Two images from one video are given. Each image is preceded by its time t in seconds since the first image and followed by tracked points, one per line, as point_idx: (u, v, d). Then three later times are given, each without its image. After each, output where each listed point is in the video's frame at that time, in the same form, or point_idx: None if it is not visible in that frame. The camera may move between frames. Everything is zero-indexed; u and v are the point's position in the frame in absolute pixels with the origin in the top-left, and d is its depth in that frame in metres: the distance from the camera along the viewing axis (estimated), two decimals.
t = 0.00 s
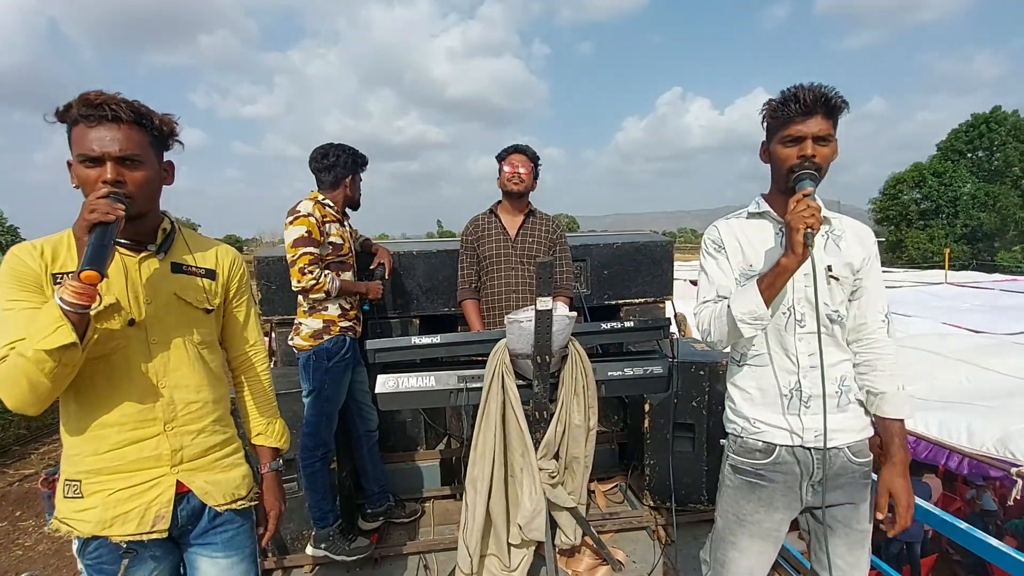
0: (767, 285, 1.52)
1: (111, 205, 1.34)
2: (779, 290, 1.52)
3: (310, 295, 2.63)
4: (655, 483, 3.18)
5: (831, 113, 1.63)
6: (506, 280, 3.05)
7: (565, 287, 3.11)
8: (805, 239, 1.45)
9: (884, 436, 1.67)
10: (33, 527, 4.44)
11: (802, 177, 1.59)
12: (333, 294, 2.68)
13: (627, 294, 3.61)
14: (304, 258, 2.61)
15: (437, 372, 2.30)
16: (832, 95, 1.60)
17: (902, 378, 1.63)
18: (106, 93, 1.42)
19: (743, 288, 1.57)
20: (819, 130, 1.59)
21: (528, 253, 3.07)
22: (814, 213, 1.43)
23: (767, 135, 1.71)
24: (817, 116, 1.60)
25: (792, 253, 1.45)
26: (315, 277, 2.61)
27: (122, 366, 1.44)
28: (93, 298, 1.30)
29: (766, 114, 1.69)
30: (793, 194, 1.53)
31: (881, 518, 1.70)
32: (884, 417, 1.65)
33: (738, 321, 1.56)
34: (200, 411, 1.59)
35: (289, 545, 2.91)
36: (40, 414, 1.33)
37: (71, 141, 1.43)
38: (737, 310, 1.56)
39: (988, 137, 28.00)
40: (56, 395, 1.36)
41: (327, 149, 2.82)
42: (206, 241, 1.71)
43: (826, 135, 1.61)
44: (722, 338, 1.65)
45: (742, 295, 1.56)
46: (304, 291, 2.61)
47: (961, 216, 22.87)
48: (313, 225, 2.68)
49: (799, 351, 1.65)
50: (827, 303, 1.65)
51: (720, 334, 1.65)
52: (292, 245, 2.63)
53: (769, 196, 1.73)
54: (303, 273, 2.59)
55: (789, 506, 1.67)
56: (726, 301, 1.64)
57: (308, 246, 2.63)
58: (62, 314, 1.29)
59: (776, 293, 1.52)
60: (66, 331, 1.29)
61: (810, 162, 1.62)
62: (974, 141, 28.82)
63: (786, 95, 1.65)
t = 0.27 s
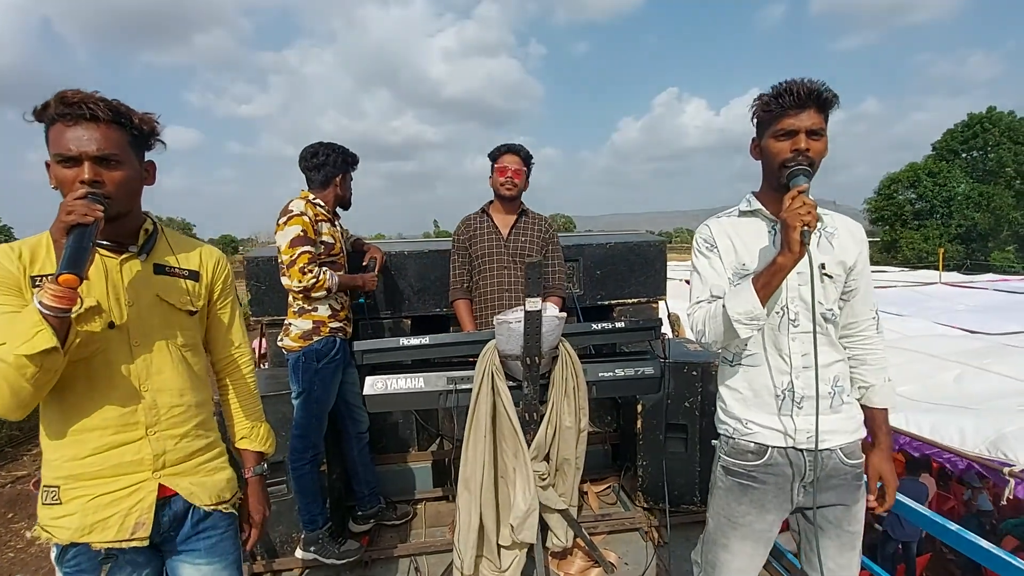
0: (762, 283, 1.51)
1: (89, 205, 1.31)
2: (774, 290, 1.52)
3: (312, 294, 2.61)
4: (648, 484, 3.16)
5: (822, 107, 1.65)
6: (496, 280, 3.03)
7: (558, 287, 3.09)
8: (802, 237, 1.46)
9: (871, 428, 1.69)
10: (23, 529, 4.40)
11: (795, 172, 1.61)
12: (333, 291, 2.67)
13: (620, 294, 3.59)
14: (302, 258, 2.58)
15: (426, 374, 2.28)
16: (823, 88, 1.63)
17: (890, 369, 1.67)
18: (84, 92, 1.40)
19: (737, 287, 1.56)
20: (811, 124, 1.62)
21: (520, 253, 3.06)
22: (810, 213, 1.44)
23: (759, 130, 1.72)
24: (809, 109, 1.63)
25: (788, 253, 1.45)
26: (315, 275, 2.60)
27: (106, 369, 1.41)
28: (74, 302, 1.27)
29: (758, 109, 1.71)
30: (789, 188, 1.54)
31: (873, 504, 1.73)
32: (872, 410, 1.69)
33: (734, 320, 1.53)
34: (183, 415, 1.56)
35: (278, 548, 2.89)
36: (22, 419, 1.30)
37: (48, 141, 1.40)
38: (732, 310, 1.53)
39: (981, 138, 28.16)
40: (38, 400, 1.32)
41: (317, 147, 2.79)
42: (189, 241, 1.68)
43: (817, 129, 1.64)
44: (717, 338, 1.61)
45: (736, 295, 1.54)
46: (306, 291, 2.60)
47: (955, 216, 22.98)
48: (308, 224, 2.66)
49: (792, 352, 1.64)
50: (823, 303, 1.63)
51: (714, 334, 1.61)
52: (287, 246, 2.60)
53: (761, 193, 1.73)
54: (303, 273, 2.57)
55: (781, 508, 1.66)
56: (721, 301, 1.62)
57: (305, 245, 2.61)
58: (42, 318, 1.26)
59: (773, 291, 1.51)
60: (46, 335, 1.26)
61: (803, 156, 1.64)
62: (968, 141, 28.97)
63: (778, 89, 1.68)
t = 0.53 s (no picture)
0: (753, 283, 1.48)
1: (63, 204, 1.27)
2: (765, 288, 1.49)
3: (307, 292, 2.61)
4: (640, 486, 3.14)
5: (808, 105, 1.61)
6: (489, 282, 3.01)
7: (550, 288, 3.07)
8: (791, 236, 1.43)
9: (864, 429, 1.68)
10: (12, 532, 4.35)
11: (783, 171, 1.56)
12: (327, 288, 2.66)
13: (612, 295, 3.57)
14: (294, 257, 2.57)
15: (414, 375, 2.24)
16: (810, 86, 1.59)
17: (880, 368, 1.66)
18: (58, 87, 1.36)
19: (729, 286, 1.53)
20: (797, 123, 1.58)
21: (512, 253, 3.03)
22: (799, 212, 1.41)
23: (745, 130, 1.68)
24: (795, 108, 1.58)
25: (777, 253, 1.42)
26: (307, 273, 2.58)
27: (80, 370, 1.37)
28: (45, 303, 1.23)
29: (743, 108, 1.67)
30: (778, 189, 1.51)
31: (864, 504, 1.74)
32: (865, 411, 1.66)
33: (726, 322, 1.51)
34: (163, 418, 1.53)
35: (267, 552, 2.86)
36: None
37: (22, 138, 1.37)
38: (723, 310, 1.51)
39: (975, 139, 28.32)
40: (10, 402, 1.29)
41: (308, 143, 2.78)
42: (170, 241, 1.65)
43: (803, 127, 1.59)
44: (709, 340, 1.60)
45: (728, 294, 1.52)
46: (300, 290, 2.59)
47: (949, 217, 23.09)
48: (297, 224, 2.64)
49: (784, 352, 1.61)
50: (814, 302, 1.61)
51: (706, 337, 1.59)
52: (279, 247, 2.60)
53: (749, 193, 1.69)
54: (295, 273, 2.56)
55: (772, 510, 1.63)
56: (712, 302, 1.59)
57: (296, 245, 2.59)
58: (13, 319, 1.22)
59: (763, 292, 1.48)
60: (17, 338, 1.23)
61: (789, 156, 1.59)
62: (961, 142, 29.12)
63: (764, 89, 1.63)
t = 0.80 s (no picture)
0: (753, 284, 1.44)
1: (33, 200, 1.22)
2: (767, 288, 1.45)
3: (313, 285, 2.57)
4: (637, 489, 3.09)
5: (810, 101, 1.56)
6: (485, 282, 2.96)
7: (547, 289, 3.03)
8: (793, 235, 1.39)
9: (871, 438, 1.63)
10: None
11: (784, 168, 1.51)
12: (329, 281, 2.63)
13: (609, 296, 3.53)
14: (295, 255, 2.52)
15: (407, 379, 2.20)
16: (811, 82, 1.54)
17: (889, 378, 1.61)
18: (32, 79, 1.31)
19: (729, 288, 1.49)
20: (798, 119, 1.53)
21: (509, 254, 2.98)
22: (801, 210, 1.37)
23: (747, 128, 1.63)
24: (796, 104, 1.53)
25: (778, 252, 1.38)
26: (308, 267, 2.54)
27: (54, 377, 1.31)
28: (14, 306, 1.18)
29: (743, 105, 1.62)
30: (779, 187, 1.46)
31: (875, 524, 1.65)
32: (872, 420, 1.61)
33: (725, 324, 1.47)
34: (142, 425, 1.48)
35: (257, 558, 2.80)
36: None
37: None
38: (723, 312, 1.47)
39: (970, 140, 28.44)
40: None
41: (299, 138, 2.73)
42: (150, 241, 1.59)
43: (805, 124, 1.54)
44: (709, 342, 1.55)
45: (728, 296, 1.48)
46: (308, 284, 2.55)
47: (944, 218, 23.18)
48: (291, 222, 2.61)
49: (786, 355, 1.58)
50: (816, 305, 1.58)
51: (706, 339, 1.56)
52: (276, 247, 2.56)
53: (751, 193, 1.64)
54: (298, 269, 2.52)
55: (773, 516, 1.59)
56: (712, 304, 1.55)
57: (295, 242, 2.56)
58: None
59: (763, 293, 1.44)
60: None
61: (792, 152, 1.54)
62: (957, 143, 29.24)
63: (765, 86, 1.59)
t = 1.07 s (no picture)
0: (769, 280, 1.38)
1: None
2: (783, 285, 1.38)
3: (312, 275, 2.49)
4: (638, 490, 3.03)
5: (829, 90, 1.51)
6: (484, 280, 2.88)
7: (547, 286, 2.95)
8: (813, 228, 1.32)
9: (881, 447, 1.54)
10: None
11: (804, 159, 1.46)
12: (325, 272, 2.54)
13: (608, 292, 3.46)
14: (291, 247, 2.44)
15: (402, 380, 2.11)
16: (830, 70, 1.49)
17: (904, 383, 1.53)
18: None
19: (742, 285, 1.42)
20: (817, 108, 1.48)
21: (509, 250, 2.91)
22: (822, 201, 1.30)
23: (763, 119, 1.59)
24: (815, 93, 1.48)
25: (796, 245, 1.32)
26: (304, 258, 2.45)
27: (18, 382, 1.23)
28: None
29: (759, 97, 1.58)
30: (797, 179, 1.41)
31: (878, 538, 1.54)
32: (883, 427, 1.53)
33: (738, 321, 1.40)
34: (115, 435, 1.38)
35: (248, 563, 2.71)
36: None
37: None
38: (736, 309, 1.40)
39: (962, 136, 28.60)
40: None
41: (284, 129, 2.62)
42: (126, 236, 1.49)
43: (825, 113, 1.49)
44: (720, 341, 1.48)
45: (742, 293, 1.40)
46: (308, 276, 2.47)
47: (936, 214, 23.31)
48: (281, 214, 2.52)
49: (800, 357, 1.50)
50: (833, 306, 1.51)
51: (717, 337, 1.48)
52: (269, 240, 2.47)
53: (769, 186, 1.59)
54: (295, 261, 2.43)
55: (786, 524, 1.53)
56: (723, 299, 1.48)
57: (290, 236, 2.47)
58: None
59: (780, 290, 1.37)
60: None
61: (810, 143, 1.49)
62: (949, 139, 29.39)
63: (782, 75, 1.55)
